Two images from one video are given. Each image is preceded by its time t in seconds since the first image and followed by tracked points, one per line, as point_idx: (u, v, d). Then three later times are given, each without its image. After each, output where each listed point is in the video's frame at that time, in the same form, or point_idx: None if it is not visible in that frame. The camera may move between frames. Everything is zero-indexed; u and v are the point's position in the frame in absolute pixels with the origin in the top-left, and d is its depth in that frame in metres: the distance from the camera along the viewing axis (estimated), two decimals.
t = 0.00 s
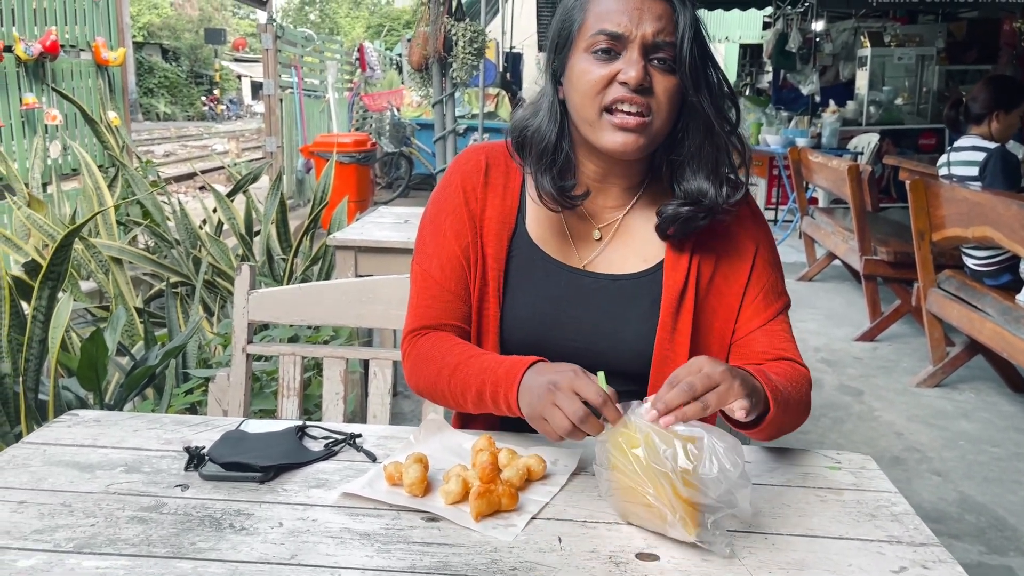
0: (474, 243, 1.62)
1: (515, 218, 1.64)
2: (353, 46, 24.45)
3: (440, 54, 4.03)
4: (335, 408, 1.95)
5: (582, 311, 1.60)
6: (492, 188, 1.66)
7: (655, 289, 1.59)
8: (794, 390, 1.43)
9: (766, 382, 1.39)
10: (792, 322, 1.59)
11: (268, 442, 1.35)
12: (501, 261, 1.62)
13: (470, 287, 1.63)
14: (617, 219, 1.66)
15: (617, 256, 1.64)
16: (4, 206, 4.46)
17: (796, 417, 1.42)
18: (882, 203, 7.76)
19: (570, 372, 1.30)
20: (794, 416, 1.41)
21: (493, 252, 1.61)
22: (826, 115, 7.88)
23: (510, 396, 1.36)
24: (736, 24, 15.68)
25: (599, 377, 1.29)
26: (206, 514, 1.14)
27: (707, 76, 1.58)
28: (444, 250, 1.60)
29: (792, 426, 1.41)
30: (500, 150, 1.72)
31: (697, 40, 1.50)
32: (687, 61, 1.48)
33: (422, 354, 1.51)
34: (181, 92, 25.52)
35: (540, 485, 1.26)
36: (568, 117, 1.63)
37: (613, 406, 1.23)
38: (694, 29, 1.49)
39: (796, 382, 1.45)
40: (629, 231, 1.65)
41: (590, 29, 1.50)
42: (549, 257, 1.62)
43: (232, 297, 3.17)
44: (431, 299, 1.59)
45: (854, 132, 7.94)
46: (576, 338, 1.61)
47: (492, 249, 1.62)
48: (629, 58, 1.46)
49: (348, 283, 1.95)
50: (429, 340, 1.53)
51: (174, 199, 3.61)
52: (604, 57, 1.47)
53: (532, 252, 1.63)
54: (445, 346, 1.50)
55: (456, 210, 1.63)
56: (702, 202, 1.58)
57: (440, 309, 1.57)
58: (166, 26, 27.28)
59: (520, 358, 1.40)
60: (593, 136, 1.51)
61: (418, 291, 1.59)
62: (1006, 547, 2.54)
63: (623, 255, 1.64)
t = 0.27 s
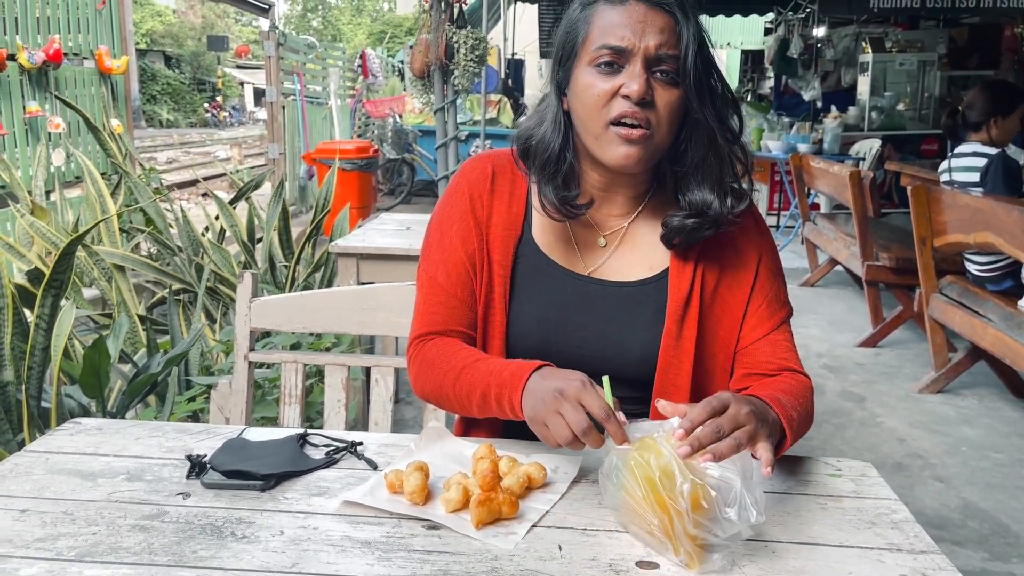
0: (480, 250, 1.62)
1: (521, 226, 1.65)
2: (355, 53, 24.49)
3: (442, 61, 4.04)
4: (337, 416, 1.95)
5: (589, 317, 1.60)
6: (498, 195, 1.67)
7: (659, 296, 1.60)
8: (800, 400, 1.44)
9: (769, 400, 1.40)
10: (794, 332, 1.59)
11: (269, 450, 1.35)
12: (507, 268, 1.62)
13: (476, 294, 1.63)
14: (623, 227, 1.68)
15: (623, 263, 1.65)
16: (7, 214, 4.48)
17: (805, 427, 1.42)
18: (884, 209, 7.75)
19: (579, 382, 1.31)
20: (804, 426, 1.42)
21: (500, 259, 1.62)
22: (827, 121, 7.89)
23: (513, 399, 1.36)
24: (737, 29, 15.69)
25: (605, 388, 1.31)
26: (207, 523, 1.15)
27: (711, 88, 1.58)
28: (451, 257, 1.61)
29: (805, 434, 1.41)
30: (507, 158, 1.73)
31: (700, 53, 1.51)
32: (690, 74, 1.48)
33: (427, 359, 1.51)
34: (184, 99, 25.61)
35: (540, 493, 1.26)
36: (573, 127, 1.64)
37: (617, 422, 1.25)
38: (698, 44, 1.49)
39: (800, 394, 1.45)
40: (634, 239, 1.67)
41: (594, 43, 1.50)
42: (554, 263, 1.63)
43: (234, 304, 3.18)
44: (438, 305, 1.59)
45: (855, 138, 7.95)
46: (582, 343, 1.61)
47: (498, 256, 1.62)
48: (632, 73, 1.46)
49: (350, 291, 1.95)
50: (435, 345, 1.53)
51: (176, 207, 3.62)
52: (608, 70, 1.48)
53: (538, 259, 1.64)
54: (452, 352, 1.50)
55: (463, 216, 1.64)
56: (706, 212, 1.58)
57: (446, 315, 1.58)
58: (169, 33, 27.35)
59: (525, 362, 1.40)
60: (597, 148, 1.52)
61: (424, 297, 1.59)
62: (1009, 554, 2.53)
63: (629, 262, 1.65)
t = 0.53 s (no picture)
0: (482, 254, 1.62)
1: (523, 230, 1.66)
2: (355, 59, 24.55)
3: (442, 69, 4.06)
4: (338, 423, 1.96)
5: (591, 321, 1.61)
6: (500, 200, 1.67)
7: (659, 302, 1.60)
8: (793, 409, 1.44)
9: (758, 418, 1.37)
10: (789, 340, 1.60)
11: (270, 457, 1.35)
12: (509, 272, 1.63)
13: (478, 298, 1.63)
14: (623, 233, 1.67)
15: (623, 269, 1.65)
16: (10, 221, 4.49)
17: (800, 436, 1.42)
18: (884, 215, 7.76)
19: (571, 386, 1.32)
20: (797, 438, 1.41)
21: (502, 263, 1.63)
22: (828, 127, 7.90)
23: (509, 401, 1.37)
24: (738, 36, 15.74)
25: (595, 392, 1.31)
26: (209, 530, 1.15)
27: (716, 105, 1.56)
28: (453, 261, 1.60)
29: (798, 444, 1.41)
30: (508, 163, 1.73)
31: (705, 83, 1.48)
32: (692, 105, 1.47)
33: (428, 362, 1.51)
34: (186, 106, 25.68)
35: (541, 499, 1.26)
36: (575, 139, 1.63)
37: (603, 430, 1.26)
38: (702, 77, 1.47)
39: (793, 403, 1.45)
40: (635, 246, 1.67)
41: (597, 70, 1.48)
42: (555, 268, 1.64)
43: (235, 311, 3.18)
44: (440, 309, 1.59)
45: (856, 143, 7.96)
46: (583, 345, 1.61)
47: (500, 260, 1.63)
48: (633, 106, 1.45)
49: (351, 298, 1.95)
50: (436, 349, 1.53)
51: (178, 214, 3.63)
52: (610, 101, 1.46)
53: (539, 263, 1.64)
54: (453, 355, 1.51)
55: (465, 221, 1.64)
56: (710, 235, 1.57)
57: (449, 319, 1.58)
58: (170, 40, 27.44)
59: (522, 365, 1.41)
60: (598, 169, 1.53)
61: (427, 300, 1.59)
62: (1011, 560, 2.53)
63: (629, 268, 1.65)
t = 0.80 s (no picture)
0: (482, 262, 1.63)
1: (524, 238, 1.66)
2: (356, 65, 24.58)
3: (443, 75, 4.07)
4: (338, 429, 1.96)
5: (592, 327, 1.61)
6: (500, 209, 1.67)
7: (660, 307, 1.61)
8: (791, 418, 1.44)
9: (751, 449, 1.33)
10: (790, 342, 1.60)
11: (270, 464, 1.35)
12: (509, 280, 1.63)
13: (479, 306, 1.64)
14: (623, 239, 1.68)
15: (623, 275, 1.66)
16: (10, 228, 4.50)
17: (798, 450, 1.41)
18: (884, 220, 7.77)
19: (554, 396, 1.32)
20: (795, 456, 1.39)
21: (502, 271, 1.63)
22: (828, 132, 7.91)
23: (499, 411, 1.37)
24: (737, 42, 15.77)
25: (578, 402, 1.31)
26: (208, 537, 1.15)
27: (717, 117, 1.56)
28: (453, 269, 1.61)
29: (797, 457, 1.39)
30: (509, 172, 1.73)
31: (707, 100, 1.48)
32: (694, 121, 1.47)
33: (428, 370, 1.52)
34: (186, 112, 25.74)
35: (541, 505, 1.26)
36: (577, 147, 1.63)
37: (580, 441, 1.26)
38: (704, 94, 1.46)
39: (790, 412, 1.45)
40: (635, 253, 1.67)
41: (598, 84, 1.48)
42: (556, 275, 1.64)
43: (235, 317, 3.18)
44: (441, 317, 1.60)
45: (855, 149, 7.97)
46: (584, 351, 1.61)
47: (500, 268, 1.63)
48: (634, 122, 1.45)
49: (351, 304, 1.96)
50: (436, 357, 1.53)
51: (178, 220, 3.64)
52: (611, 115, 1.46)
53: (539, 270, 1.65)
54: (452, 363, 1.51)
55: (465, 230, 1.64)
56: (710, 250, 1.57)
57: (449, 327, 1.58)
58: (171, 47, 27.49)
59: (515, 373, 1.42)
60: (598, 180, 1.53)
61: (427, 308, 1.60)
62: (1013, 565, 2.53)
63: (629, 273, 1.65)
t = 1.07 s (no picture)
0: (477, 268, 1.64)
1: (519, 243, 1.66)
2: (356, 70, 24.62)
3: (442, 79, 4.08)
4: (338, 433, 1.96)
5: (587, 332, 1.60)
6: (494, 216, 1.68)
7: (656, 310, 1.61)
8: (789, 418, 1.44)
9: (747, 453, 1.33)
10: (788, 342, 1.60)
11: (270, 467, 1.35)
12: (506, 285, 1.63)
13: (475, 312, 1.64)
14: (618, 243, 1.69)
15: (618, 279, 1.66)
16: (10, 232, 4.50)
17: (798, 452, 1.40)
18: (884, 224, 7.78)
19: (534, 404, 1.33)
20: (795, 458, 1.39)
21: (498, 278, 1.63)
22: (827, 136, 7.92)
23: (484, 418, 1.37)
24: (737, 46, 15.80)
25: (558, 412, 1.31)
26: (209, 540, 1.15)
27: (711, 120, 1.56)
28: (449, 276, 1.62)
29: (797, 460, 1.38)
30: (503, 176, 1.73)
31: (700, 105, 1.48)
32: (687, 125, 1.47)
33: (424, 376, 1.51)
34: (187, 117, 25.77)
35: (540, 508, 1.27)
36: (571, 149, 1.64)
37: (554, 449, 1.27)
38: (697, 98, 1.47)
39: (789, 412, 1.45)
40: (630, 257, 1.68)
41: (591, 87, 1.49)
42: (552, 280, 1.64)
43: (236, 322, 3.19)
44: (439, 324, 1.60)
45: (855, 153, 7.98)
46: (580, 355, 1.61)
47: (495, 274, 1.64)
48: (626, 125, 1.45)
49: (351, 308, 1.95)
50: (432, 363, 1.53)
51: (178, 224, 3.64)
52: (603, 118, 1.47)
53: (536, 275, 1.65)
54: (446, 370, 1.51)
55: (460, 238, 1.65)
56: (704, 254, 1.57)
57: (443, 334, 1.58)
58: (171, 52, 27.52)
59: (501, 382, 1.41)
60: (591, 183, 1.54)
61: (424, 316, 1.60)
62: (1013, 569, 2.52)
63: (624, 277, 1.66)
